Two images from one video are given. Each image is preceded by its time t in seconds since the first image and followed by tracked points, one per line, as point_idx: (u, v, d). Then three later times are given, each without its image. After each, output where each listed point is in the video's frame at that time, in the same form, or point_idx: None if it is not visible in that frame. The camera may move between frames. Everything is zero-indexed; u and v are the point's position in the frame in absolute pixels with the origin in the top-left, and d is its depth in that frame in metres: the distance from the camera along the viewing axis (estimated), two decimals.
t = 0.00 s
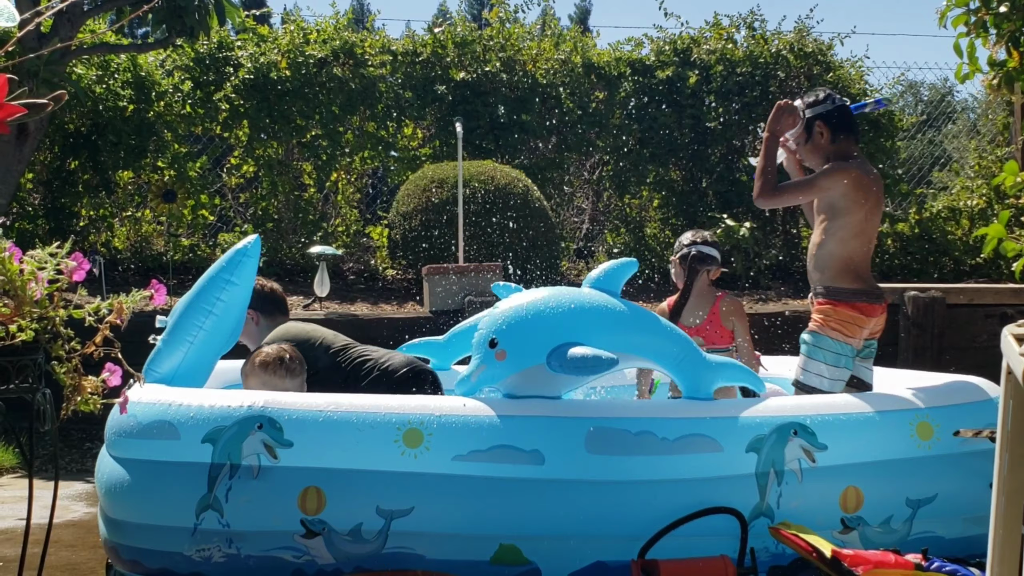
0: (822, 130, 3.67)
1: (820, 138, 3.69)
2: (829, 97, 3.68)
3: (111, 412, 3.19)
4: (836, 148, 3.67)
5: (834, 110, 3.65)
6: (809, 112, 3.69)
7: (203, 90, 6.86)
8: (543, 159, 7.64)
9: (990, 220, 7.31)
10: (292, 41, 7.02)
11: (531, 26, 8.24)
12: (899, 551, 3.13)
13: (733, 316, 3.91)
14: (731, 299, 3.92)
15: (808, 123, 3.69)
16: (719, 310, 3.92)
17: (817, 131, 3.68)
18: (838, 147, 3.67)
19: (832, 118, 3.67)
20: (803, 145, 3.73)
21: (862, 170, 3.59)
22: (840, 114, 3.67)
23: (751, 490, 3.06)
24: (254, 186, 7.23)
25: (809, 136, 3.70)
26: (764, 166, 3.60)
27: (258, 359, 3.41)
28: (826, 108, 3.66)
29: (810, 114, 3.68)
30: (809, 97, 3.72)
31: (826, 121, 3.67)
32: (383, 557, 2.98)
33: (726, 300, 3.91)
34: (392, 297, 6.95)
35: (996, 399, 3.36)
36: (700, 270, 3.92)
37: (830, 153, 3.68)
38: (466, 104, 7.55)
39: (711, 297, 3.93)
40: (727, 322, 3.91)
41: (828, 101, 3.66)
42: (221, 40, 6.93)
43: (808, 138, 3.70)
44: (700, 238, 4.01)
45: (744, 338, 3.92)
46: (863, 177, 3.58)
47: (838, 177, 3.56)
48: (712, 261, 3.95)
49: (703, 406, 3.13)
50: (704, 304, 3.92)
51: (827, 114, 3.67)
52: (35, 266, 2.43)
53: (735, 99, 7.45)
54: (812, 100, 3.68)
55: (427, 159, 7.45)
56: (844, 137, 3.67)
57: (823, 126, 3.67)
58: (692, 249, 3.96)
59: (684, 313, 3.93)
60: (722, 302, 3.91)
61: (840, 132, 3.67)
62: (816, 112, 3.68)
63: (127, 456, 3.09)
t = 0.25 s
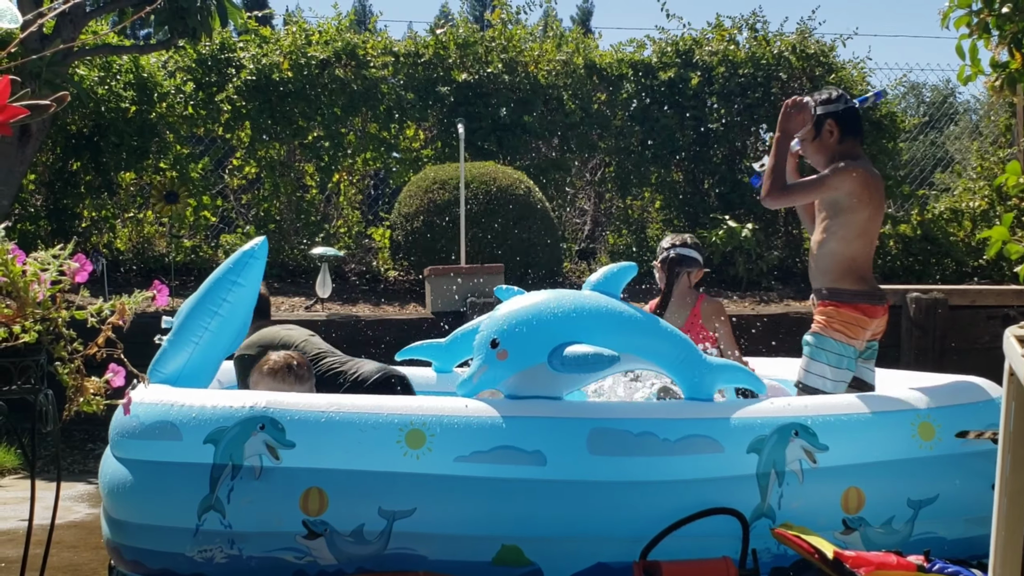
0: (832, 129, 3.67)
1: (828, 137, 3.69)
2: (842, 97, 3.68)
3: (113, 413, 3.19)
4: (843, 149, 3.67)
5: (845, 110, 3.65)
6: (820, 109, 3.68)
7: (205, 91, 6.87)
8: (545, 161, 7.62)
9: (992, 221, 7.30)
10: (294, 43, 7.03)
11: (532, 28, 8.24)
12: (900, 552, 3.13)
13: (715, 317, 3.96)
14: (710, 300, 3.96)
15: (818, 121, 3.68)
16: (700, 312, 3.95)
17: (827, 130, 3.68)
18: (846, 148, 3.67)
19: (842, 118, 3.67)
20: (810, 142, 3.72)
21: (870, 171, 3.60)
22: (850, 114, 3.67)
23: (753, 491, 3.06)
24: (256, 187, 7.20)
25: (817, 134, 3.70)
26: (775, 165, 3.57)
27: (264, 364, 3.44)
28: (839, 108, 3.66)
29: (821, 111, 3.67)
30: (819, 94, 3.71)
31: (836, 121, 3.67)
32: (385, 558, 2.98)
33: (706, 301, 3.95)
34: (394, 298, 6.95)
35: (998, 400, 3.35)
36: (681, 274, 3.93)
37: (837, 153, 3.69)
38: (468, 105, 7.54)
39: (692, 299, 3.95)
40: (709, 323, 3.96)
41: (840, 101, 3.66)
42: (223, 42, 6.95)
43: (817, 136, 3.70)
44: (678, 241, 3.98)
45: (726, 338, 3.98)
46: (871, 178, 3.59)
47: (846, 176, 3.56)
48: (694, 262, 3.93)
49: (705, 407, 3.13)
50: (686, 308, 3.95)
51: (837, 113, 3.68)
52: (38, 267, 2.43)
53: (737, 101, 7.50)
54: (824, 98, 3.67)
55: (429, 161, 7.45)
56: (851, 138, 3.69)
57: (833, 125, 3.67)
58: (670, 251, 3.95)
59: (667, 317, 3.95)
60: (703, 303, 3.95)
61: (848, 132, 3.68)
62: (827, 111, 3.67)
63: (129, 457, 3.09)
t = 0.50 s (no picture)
0: (836, 128, 3.65)
1: (831, 135, 3.67)
2: (847, 96, 3.65)
3: (111, 412, 3.19)
4: (845, 148, 3.66)
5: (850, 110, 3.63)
6: (824, 106, 3.65)
7: (203, 90, 6.86)
8: (543, 160, 7.62)
9: (990, 221, 7.31)
10: (292, 41, 7.02)
11: (531, 27, 8.24)
12: (898, 553, 3.13)
13: (700, 315, 3.93)
14: (694, 299, 3.94)
15: (822, 118, 3.66)
16: (685, 311, 3.95)
17: (830, 128, 3.66)
18: (847, 148, 3.66)
19: (847, 116, 3.65)
20: (813, 140, 3.71)
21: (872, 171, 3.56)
22: (854, 114, 3.65)
23: (751, 491, 3.06)
24: (254, 186, 7.22)
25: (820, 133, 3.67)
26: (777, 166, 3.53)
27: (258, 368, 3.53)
28: (844, 107, 3.64)
29: (825, 109, 3.65)
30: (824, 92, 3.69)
31: (841, 119, 3.65)
32: (383, 559, 2.98)
33: (690, 300, 3.94)
34: (392, 297, 6.94)
35: (996, 402, 3.35)
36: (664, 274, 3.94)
37: (840, 152, 3.67)
38: (466, 104, 7.54)
39: (675, 298, 3.95)
40: (694, 321, 3.95)
41: (846, 99, 3.64)
42: (222, 40, 6.93)
43: (820, 134, 3.67)
44: (666, 241, 4.02)
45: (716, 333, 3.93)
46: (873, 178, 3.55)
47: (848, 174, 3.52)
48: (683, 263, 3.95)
49: (702, 407, 3.13)
50: (670, 306, 3.94)
51: (841, 112, 3.66)
52: (35, 266, 2.43)
53: (735, 100, 7.50)
54: (830, 95, 3.64)
55: (427, 160, 7.45)
56: (855, 138, 3.67)
57: (837, 124, 3.65)
58: (656, 251, 3.98)
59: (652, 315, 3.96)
60: (686, 302, 3.93)
61: (851, 131, 3.66)
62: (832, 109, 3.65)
63: (126, 457, 3.09)
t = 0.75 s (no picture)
0: (837, 126, 3.66)
1: (833, 133, 3.67)
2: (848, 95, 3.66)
3: (110, 408, 3.18)
4: (846, 147, 3.66)
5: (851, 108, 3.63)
6: (824, 105, 3.67)
7: (203, 88, 6.84)
8: (543, 158, 7.62)
9: (989, 220, 7.31)
10: (292, 39, 7.01)
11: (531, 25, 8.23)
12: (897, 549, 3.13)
13: (698, 310, 3.99)
14: (693, 294, 4.00)
15: (822, 117, 3.67)
16: (684, 306, 3.99)
17: (831, 126, 3.66)
18: (849, 146, 3.66)
19: (847, 114, 3.66)
20: (815, 139, 3.71)
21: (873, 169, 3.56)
22: (854, 112, 3.66)
23: (750, 486, 3.06)
24: (255, 184, 7.20)
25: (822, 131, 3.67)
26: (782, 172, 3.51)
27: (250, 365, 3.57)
28: (845, 105, 3.64)
29: (825, 108, 3.66)
30: (824, 92, 3.71)
31: (842, 117, 3.66)
32: (382, 554, 2.98)
33: (689, 295, 3.99)
34: (392, 295, 6.94)
35: (994, 398, 3.36)
36: (663, 271, 3.99)
37: (842, 150, 3.67)
38: (466, 102, 7.53)
39: (675, 293, 3.99)
40: (692, 316, 3.99)
41: (845, 97, 3.65)
42: (221, 38, 6.92)
43: (822, 133, 3.68)
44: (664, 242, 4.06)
45: (710, 330, 4.00)
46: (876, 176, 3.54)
47: (850, 171, 3.52)
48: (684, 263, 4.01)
49: (701, 402, 3.14)
50: (670, 302, 3.98)
51: (842, 110, 3.66)
52: (34, 263, 2.42)
53: (735, 98, 7.52)
54: (829, 94, 3.66)
55: (426, 158, 7.46)
56: (855, 136, 3.67)
57: (839, 122, 3.66)
58: (654, 249, 4.03)
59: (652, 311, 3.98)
60: (686, 296, 3.99)
61: (852, 130, 3.67)
62: (833, 108, 3.65)
63: (126, 452, 3.09)
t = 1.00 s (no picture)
0: (844, 125, 3.66)
1: (840, 132, 3.67)
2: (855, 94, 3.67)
3: (111, 410, 3.19)
4: (853, 146, 3.66)
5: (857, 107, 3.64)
6: (830, 104, 3.67)
7: (205, 87, 6.85)
8: (545, 157, 7.61)
9: (991, 219, 7.30)
10: (294, 39, 7.01)
11: (532, 24, 8.23)
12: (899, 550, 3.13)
13: (704, 310, 3.96)
14: (701, 294, 3.97)
15: (829, 116, 3.67)
16: (690, 306, 3.97)
17: (838, 126, 3.66)
18: (855, 145, 3.66)
19: (853, 114, 3.66)
20: (821, 139, 3.71)
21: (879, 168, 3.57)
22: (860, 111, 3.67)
23: (752, 488, 3.06)
24: (256, 183, 7.22)
25: (828, 129, 3.68)
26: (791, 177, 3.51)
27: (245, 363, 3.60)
28: (851, 104, 3.65)
29: (831, 107, 3.66)
30: (831, 91, 3.71)
31: (849, 116, 3.66)
32: (384, 555, 2.98)
33: (696, 295, 3.97)
34: (394, 295, 6.95)
35: (996, 399, 3.35)
36: (672, 269, 3.98)
37: (848, 149, 3.67)
38: (468, 102, 7.53)
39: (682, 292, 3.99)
40: (698, 317, 3.98)
41: (851, 97, 3.66)
42: (223, 38, 6.93)
43: (828, 132, 3.68)
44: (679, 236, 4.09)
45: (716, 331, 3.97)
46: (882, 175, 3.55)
47: (855, 169, 3.52)
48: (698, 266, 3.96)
49: (703, 403, 3.14)
50: (676, 301, 3.99)
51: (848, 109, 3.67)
52: (37, 263, 2.43)
53: (737, 98, 7.52)
54: (835, 93, 3.67)
55: (428, 157, 7.46)
56: (862, 136, 3.67)
57: (845, 121, 3.66)
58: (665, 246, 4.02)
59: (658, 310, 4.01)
60: (693, 296, 3.97)
61: (859, 129, 3.67)
62: (840, 106, 3.66)
63: (127, 454, 3.09)
